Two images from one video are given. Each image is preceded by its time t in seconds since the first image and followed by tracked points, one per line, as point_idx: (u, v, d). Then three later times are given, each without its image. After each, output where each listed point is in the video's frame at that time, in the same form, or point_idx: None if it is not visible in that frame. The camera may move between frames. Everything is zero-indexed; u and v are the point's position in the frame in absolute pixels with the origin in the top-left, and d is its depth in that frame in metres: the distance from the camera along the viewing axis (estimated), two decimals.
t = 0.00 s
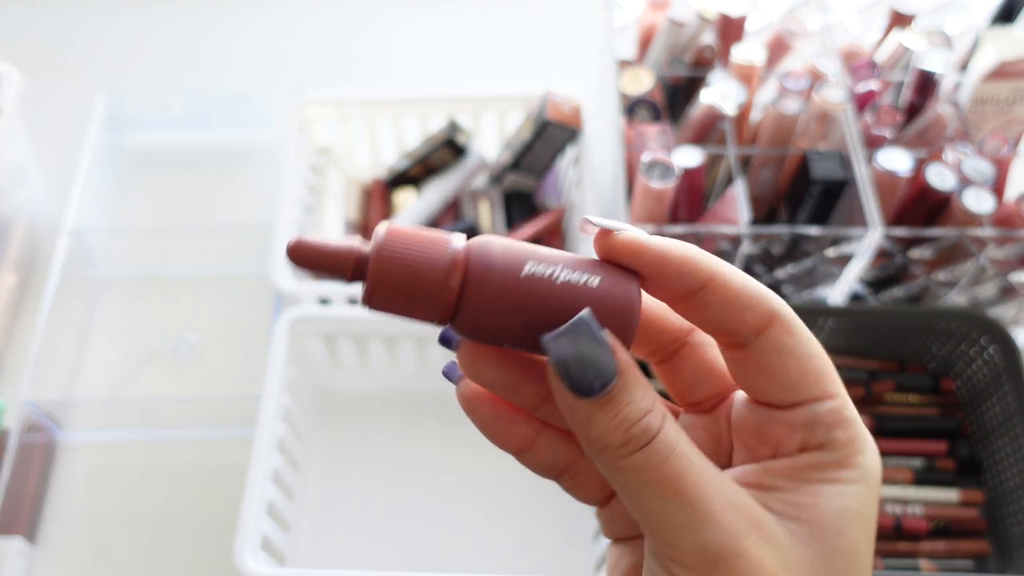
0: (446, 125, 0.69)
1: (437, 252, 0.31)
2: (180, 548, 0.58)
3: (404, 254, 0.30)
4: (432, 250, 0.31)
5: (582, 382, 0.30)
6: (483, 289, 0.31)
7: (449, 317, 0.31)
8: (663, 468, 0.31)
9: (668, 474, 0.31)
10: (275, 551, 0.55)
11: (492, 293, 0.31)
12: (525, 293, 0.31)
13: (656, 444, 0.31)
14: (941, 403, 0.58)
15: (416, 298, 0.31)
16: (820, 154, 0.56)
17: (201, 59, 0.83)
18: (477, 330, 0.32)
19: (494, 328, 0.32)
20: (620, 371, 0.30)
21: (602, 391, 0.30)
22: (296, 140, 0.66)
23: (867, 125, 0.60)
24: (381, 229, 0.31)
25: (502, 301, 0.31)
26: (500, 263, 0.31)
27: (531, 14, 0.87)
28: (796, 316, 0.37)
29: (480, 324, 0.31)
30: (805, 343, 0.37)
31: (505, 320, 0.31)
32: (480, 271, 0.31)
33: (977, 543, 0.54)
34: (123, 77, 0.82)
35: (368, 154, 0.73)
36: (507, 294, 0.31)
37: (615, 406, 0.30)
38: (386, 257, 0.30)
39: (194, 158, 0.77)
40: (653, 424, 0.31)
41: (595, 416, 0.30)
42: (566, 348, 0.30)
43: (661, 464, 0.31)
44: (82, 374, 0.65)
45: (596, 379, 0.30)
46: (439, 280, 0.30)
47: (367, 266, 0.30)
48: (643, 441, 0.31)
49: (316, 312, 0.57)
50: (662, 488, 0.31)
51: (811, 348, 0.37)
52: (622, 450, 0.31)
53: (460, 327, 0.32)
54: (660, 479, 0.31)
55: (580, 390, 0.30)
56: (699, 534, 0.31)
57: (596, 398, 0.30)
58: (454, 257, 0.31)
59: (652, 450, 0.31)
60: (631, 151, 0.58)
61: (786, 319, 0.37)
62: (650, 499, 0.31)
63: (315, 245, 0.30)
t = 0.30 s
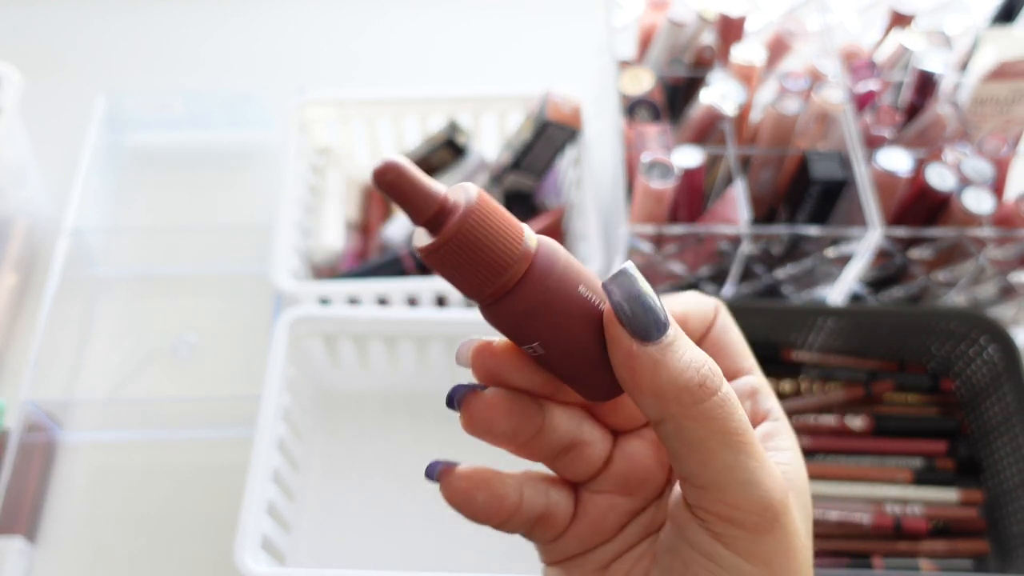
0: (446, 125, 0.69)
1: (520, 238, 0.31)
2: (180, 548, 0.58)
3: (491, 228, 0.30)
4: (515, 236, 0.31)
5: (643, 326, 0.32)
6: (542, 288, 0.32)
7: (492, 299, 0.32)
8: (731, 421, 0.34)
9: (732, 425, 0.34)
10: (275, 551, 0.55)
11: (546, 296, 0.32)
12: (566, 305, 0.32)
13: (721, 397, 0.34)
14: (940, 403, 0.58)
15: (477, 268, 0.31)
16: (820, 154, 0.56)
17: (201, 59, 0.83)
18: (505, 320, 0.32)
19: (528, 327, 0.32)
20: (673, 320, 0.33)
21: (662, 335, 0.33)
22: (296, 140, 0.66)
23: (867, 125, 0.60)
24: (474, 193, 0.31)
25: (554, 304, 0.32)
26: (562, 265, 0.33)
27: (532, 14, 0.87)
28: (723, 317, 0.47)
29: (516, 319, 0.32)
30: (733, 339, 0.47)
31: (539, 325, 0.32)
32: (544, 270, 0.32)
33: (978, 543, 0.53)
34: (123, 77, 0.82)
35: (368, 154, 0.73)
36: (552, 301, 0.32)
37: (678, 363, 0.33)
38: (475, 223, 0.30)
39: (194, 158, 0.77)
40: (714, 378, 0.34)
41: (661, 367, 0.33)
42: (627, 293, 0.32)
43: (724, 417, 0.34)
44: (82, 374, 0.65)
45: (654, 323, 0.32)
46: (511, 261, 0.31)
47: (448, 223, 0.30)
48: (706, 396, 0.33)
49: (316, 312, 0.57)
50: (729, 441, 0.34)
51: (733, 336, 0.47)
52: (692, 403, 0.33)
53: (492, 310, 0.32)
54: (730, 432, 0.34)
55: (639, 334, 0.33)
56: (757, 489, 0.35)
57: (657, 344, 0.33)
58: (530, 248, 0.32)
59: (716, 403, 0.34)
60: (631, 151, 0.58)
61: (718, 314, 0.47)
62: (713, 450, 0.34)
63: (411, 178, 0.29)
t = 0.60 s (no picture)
0: (446, 125, 0.69)
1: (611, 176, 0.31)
2: (180, 548, 0.58)
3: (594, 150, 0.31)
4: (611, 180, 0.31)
5: (659, 302, 0.35)
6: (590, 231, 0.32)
7: (554, 210, 0.32)
8: (700, 395, 0.35)
9: (702, 400, 0.35)
10: (275, 551, 0.55)
11: (595, 238, 0.32)
12: (605, 260, 0.32)
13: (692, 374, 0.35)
14: (941, 403, 0.58)
15: (565, 177, 0.31)
16: (821, 154, 0.56)
17: (201, 59, 0.83)
18: (544, 238, 0.32)
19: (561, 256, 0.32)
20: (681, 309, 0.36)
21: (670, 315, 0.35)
22: (296, 140, 0.66)
23: (867, 125, 0.60)
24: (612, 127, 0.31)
25: (598, 248, 0.32)
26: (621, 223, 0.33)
27: (531, 15, 0.87)
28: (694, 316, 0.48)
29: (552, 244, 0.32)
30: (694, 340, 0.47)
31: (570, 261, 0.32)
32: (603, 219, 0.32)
33: (978, 543, 0.53)
34: (123, 77, 0.82)
35: (368, 154, 0.74)
36: (597, 249, 0.32)
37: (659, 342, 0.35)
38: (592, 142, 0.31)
39: (195, 158, 0.77)
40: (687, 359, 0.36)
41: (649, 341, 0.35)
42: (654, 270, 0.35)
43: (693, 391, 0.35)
44: (82, 374, 0.65)
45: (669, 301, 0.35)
46: (594, 188, 0.31)
47: (581, 132, 0.31)
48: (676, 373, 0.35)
49: (315, 312, 0.57)
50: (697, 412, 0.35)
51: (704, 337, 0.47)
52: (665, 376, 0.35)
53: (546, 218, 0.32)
54: (698, 404, 0.35)
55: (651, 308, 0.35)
56: (722, 458, 0.35)
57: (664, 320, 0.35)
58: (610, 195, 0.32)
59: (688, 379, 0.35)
60: (632, 152, 0.58)
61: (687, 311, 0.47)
62: (681, 421, 0.35)
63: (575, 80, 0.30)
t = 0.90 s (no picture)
0: (445, 125, 0.69)
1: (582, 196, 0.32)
2: (179, 548, 0.57)
3: (566, 173, 0.31)
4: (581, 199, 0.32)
5: (635, 316, 0.35)
6: (567, 253, 0.32)
7: (525, 235, 0.32)
8: (676, 403, 0.36)
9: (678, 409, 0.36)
10: (275, 552, 0.55)
11: (574, 256, 0.32)
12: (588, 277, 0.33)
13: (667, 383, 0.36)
14: (941, 403, 0.58)
15: (538, 203, 0.31)
16: (821, 154, 0.56)
17: (201, 59, 0.83)
18: (526, 266, 0.32)
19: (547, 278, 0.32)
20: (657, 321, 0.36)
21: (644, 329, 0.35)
22: (296, 140, 0.66)
23: (867, 125, 0.60)
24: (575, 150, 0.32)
25: (580, 266, 0.32)
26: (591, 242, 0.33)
27: (531, 15, 0.87)
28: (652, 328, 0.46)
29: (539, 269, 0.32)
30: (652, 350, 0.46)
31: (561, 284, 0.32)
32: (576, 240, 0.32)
33: (978, 543, 0.53)
34: (123, 77, 0.82)
35: (368, 154, 0.73)
36: (581, 268, 0.32)
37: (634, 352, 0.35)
38: (560, 165, 0.31)
39: (195, 158, 0.77)
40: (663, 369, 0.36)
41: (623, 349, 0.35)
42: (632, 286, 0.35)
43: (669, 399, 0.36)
44: (82, 374, 0.65)
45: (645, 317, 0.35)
46: (565, 210, 0.31)
47: (548, 156, 0.31)
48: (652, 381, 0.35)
49: (316, 312, 0.57)
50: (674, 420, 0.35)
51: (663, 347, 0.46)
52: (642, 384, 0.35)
53: (522, 247, 0.32)
54: (674, 413, 0.35)
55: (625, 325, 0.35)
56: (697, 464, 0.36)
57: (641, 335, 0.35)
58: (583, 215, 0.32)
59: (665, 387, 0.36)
60: (632, 152, 0.58)
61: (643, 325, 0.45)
62: (659, 427, 0.35)
63: (543, 102, 0.31)
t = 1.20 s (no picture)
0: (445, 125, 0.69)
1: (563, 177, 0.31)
2: (179, 548, 0.58)
3: (545, 155, 0.30)
4: (563, 180, 0.31)
5: (625, 299, 0.34)
6: (548, 239, 0.31)
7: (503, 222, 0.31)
8: (674, 394, 0.35)
9: (676, 399, 0.35)
10: (275, 552, 0.55)
11: (557, 241, 0.31)
12: (572, 263, 0.32)
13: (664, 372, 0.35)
14: (940, 403, 0.58)
15: (515, 187, 0.30)
16: (821, 154, 0.56)
17: (201, 59, 0.83)
18: (506, 255, 0.31)
19: (527, 267, 0.31)
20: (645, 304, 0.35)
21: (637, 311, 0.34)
22: (296, 140, 0.66)
23: (867, 125, 0.60)
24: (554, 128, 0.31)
25: (561, 252, 0.31)
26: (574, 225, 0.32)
27: (531, 16, 0.87)
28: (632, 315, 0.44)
29: (519, 257, 0.31)
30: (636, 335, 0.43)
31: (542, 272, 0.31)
32: (557, 225, 0.31)
33: (978, 543, 0.53)
34: (123, 77, 0.82)
35: (368, 154, 0.73)
36: (563, 253, 0.31)
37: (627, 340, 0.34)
38: (537, 145, 0.30)
39: (195, 158, 0.77)
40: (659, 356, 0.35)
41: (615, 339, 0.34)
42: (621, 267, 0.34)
43: (667, 390, 0.35)
44: (82, 374, 0.65)
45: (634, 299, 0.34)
46: (545, 193, 0.30)
47: (526, 134, 0.30)
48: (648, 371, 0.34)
49: (317, 312, 0.57)
50: (672, 412, 0.35)
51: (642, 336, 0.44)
52: (637, 377, 0.34)
53: (501, 234, 0.31)
54: (672, 403, 0.35)
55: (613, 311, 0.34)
56: (699, 455, 0.35)
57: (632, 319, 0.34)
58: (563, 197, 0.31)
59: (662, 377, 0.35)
60: (632, 152, 0.58)
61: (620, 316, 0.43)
62: (657, 421, 0.35)
63: (518, 77, 0.29)
